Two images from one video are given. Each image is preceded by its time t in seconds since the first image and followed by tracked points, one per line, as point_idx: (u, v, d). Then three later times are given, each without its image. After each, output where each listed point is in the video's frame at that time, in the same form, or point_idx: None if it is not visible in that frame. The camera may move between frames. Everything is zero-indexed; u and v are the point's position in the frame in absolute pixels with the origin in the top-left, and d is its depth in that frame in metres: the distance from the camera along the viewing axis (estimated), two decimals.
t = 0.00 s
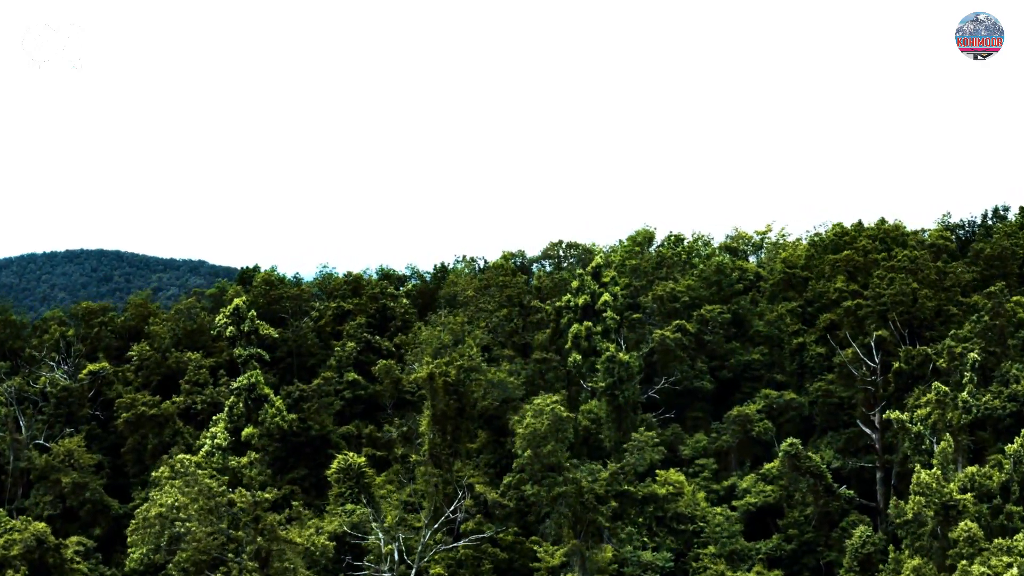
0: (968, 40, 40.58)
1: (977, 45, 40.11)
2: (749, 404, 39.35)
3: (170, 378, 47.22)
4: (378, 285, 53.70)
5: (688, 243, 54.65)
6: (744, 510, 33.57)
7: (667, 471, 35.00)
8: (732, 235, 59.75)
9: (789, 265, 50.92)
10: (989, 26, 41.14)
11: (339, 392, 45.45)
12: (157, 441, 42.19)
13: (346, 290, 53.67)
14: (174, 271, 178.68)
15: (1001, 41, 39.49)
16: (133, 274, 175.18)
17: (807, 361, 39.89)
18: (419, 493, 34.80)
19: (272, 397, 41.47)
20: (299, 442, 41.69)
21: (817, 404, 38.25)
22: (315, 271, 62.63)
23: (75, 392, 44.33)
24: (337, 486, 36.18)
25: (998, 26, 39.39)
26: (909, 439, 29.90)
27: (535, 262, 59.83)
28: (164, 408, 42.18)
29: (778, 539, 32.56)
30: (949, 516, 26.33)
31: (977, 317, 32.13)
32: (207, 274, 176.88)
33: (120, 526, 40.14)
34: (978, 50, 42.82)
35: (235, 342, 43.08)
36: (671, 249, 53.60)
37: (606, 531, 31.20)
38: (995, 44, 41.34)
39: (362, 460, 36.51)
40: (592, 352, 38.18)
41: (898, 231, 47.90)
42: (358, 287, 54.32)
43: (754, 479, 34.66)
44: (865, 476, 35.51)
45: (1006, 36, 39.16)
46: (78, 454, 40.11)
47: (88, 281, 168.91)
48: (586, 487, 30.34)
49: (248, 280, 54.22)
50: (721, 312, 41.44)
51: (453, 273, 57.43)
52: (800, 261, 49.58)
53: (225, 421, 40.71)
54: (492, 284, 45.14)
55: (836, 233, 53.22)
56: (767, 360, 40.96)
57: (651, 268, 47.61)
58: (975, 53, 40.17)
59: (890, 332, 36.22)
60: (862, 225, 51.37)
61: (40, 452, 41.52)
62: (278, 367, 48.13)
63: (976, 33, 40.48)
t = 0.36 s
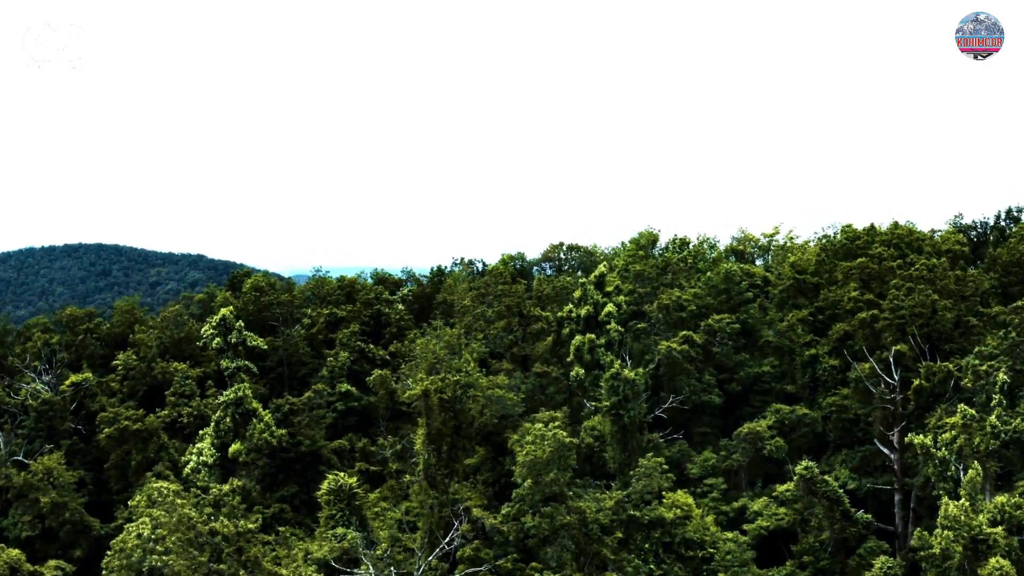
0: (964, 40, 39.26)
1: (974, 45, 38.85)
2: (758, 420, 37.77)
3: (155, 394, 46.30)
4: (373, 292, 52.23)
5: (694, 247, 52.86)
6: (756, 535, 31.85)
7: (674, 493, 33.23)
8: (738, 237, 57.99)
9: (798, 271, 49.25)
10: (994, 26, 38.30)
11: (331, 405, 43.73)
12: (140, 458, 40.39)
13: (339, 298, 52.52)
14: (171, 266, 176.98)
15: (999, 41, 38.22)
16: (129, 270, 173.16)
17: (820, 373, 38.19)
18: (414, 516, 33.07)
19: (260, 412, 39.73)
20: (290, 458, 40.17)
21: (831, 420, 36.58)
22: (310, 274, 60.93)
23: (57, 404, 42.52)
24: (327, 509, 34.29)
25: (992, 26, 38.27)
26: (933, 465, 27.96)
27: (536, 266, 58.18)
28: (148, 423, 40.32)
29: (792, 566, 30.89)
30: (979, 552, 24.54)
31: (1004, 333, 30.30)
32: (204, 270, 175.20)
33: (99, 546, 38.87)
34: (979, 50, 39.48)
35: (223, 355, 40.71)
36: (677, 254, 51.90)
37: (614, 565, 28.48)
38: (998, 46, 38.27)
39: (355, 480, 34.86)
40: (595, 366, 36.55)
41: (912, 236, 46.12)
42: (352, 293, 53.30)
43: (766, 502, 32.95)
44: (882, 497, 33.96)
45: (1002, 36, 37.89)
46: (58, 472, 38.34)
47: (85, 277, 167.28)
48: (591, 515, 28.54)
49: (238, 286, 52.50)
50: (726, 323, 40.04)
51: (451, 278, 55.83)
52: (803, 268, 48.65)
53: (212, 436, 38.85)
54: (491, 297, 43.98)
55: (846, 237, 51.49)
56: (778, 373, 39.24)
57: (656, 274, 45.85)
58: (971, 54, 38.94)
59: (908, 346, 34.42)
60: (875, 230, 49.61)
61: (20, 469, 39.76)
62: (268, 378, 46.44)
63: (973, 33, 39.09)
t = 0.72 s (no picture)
0: (963, 40, 36.93)
1: (973, 45, 36.56)
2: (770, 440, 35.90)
3: (137, 408, 44.70)
4: (366, 299, 50.35)
5: (701, 251, 50.83)
6: (770, 567, 29.93)
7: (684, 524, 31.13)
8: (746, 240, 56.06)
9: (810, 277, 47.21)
10: (994, 24, 35.90)
11: (322, 421, 41.82)
12: (121, 478, 38.59)
13: (332, 306, 50.78)
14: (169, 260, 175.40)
15: (999, 41, 36.07)
16: (127, 264, 171.39)
17: (836, 390, 36.27)
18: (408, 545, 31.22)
19: (246, 430, 37.75)
20: (277, 479, 38.23)
21: (848, 441, 34.76)
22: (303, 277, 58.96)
23: (36, 420, 40.65)
24: (315, 537, 32.18)
25: (993, 26, 36.07)
26: (963, 499, 26.49)
27: (536, 270, 56.16)
28: (130, 442, 38.56)
29: None
30: None
31: None
32: (203, 264, 173.56)
33: (78, 572, 36.91)
34: (979, 50, 37.01)
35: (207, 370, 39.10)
36: (683, 260, 49.88)
37: None
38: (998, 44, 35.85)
39: (345, 505, 33.00)
40: (599, 383, 34.64)
41: (930, 243, 44.20)
42: (345, 299, 51.67)
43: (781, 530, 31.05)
44: (903, 525, 32.20)
45: (1002, 37, 35.65)
46: (34, 494, 36.48)
47: (83, 270, 165.75)
48: (598, 553, 26.47)
49: (226, 293, 50.49)
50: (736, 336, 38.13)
51: (448, 283, 53.85)
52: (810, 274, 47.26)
53: (195, 455, 36.89)
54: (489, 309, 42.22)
55: (860, 242, 49.42)
56: (790, 388, 37.37)
57: (661, 283, 43.90)
58: (972, 54, 36.74)
59: (932, 366, 32.43)
60: (889, 235, 47.68)
61: None
62: (257, 391, 44.47)
63: (973, 33, 36.77)
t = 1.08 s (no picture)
0: (963, 41, 36.80)
1: (973, 46, 36.31)
2: (783, 463, 33.95)
3: (117, 422, 42.95)
4: (359, 307, 48.36)
5: (708, 259, 48.82)
6: None
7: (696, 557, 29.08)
8: (754, 244, 54.12)
9: (822, 288, 45.27)
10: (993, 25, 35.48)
11: (312, 439, 39.88)
12: (100, 502, 36.91)
13: (324, 315, 48.79)
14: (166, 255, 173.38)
15: (999, 41, 35.66)
16: (123, 260, 169.40)
17: (854, 410, 34.30)
18: None
19: (230, 452, 35.77)
20: (264, 502, 36.33)
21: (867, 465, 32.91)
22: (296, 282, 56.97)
23: (11, 440, 38.72)
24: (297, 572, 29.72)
25: (992, 26, 35.76)
26: (999, 538, 24.55)
27: (536, 277, 54.20)
28: (111, 463, 37.03)
29: None
30: None
31: None
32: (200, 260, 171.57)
33: None
34: (978, 52, 36.60)
35: (189, 388, 36.70)
36: (689, 268, 47.88)
37: None
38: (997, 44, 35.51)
39: (334, 535, 31.06)
40: (603, 405, 32.66)
41: (950, 252, 42.28)
42: (337, 307, 49.69)
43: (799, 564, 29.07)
44: (927, 557, 30.40)
45: (1002, 37, 35.38)
46: (7, 521, 34.61)
47: (79, 266, 163.79)
48: None
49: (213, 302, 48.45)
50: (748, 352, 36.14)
51: (445, 290, 51.88)
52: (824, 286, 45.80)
53: (177, 478, 34.61)
54: (487, 323, 40.27)
55: (874, 250, 47.43)
56: (805, 407, 35.42)
57: (668, 293, 41.95)
58: (972, 55, 36.29)
59: (959, 388, 30.43)
60: (906, 243, 45.72)
61: None
62: (244, 407, 42.47)
63: (973, 33, 36.58)
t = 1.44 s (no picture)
0: (963, 41, 38.81)
1: (973, 45, 38.50)
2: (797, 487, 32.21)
3: (99, 439, 41.32)
4: (353, 316, 46.67)
5: (715, 266, 47.15)
6: None
7: None
8: (762, 249, 52.52)
9: (832, 297, 43.56)
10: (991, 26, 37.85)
11: (303, 457, 38.20)
12: (77, 526, 35.20)
13: (316, 324, 47.06)
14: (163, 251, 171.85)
15: (999, 41, 37.69)
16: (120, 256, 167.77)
17: (871, 430, 32.60)
18: None
19: (215, 473, 34.03)
20: (251, 525, 34.62)
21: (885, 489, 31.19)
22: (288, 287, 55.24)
23: None
24: None
25: (991, 26, 37.70)
26: None
27: (536, 282, 52.38)
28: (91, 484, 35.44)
29: None
30: None
31: None
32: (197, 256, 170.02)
33: None
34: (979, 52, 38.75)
35: (171, 406, 34.83)
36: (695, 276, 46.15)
37: None
38: (996, 44, 37.92)
39: (321, 567, 29.23)
40: (608, 426, 30.97)
41: (967, 262, 40.74)
42: (330, 315, 47.98)
43: None
44: None
45: (1002, 37, 37.41)
46: None
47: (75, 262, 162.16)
48: None
49: (201, 312, 46.74)
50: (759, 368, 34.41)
51: (442, 297, 50.26)
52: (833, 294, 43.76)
53: (159, 502, 32.67)
54: (486, 336, 38.57)
55: (887, 257, 45.85)
56: (819, 427, 33.71)
57: (674, 304, 40.27)
58: (972, 54, 38.49)
59: (987, 412, 28.66)
60: (920, 251, 44.15)
61: None
62: (231, 422, 40.72)
63: (973, 33, 38.61)
